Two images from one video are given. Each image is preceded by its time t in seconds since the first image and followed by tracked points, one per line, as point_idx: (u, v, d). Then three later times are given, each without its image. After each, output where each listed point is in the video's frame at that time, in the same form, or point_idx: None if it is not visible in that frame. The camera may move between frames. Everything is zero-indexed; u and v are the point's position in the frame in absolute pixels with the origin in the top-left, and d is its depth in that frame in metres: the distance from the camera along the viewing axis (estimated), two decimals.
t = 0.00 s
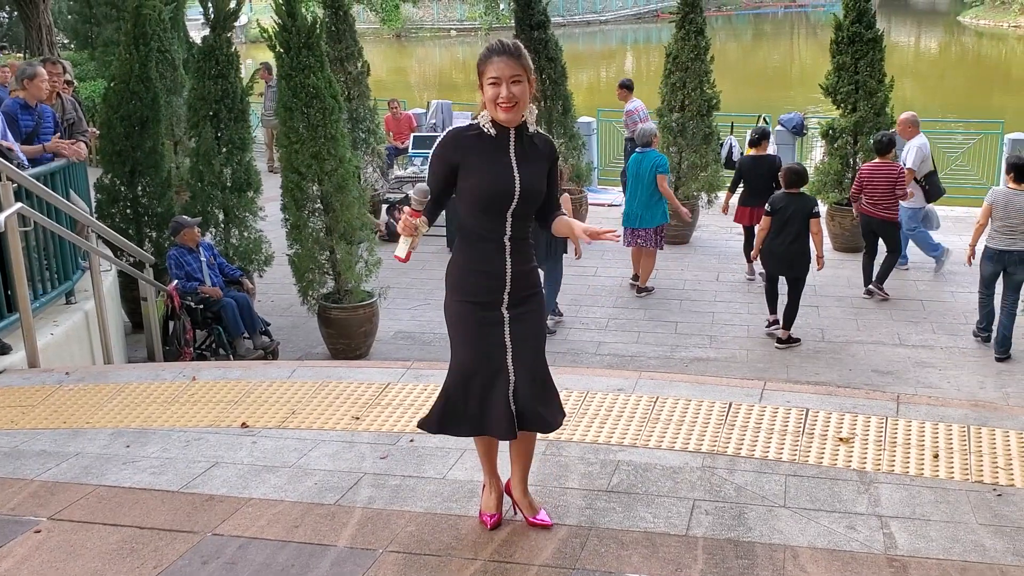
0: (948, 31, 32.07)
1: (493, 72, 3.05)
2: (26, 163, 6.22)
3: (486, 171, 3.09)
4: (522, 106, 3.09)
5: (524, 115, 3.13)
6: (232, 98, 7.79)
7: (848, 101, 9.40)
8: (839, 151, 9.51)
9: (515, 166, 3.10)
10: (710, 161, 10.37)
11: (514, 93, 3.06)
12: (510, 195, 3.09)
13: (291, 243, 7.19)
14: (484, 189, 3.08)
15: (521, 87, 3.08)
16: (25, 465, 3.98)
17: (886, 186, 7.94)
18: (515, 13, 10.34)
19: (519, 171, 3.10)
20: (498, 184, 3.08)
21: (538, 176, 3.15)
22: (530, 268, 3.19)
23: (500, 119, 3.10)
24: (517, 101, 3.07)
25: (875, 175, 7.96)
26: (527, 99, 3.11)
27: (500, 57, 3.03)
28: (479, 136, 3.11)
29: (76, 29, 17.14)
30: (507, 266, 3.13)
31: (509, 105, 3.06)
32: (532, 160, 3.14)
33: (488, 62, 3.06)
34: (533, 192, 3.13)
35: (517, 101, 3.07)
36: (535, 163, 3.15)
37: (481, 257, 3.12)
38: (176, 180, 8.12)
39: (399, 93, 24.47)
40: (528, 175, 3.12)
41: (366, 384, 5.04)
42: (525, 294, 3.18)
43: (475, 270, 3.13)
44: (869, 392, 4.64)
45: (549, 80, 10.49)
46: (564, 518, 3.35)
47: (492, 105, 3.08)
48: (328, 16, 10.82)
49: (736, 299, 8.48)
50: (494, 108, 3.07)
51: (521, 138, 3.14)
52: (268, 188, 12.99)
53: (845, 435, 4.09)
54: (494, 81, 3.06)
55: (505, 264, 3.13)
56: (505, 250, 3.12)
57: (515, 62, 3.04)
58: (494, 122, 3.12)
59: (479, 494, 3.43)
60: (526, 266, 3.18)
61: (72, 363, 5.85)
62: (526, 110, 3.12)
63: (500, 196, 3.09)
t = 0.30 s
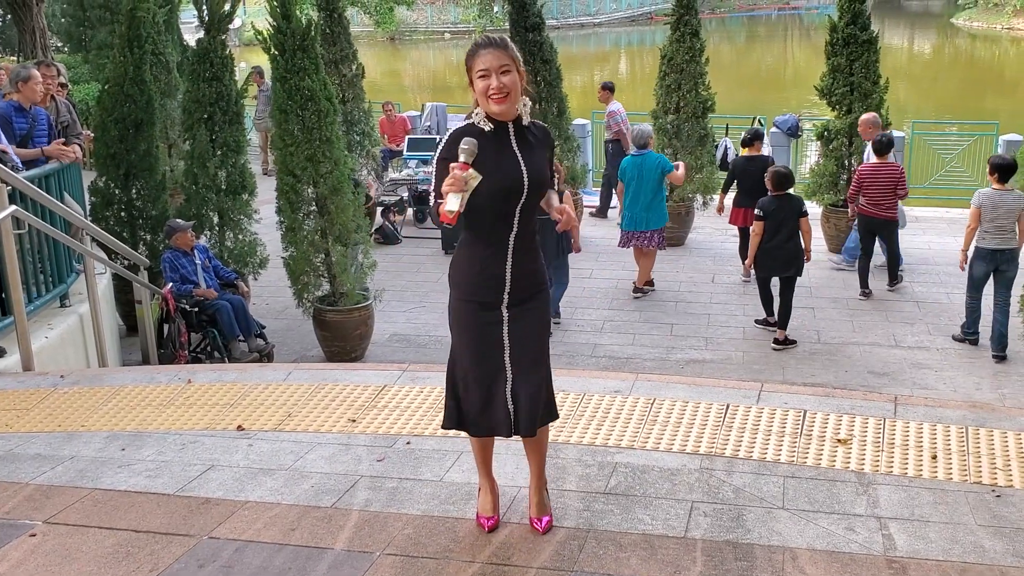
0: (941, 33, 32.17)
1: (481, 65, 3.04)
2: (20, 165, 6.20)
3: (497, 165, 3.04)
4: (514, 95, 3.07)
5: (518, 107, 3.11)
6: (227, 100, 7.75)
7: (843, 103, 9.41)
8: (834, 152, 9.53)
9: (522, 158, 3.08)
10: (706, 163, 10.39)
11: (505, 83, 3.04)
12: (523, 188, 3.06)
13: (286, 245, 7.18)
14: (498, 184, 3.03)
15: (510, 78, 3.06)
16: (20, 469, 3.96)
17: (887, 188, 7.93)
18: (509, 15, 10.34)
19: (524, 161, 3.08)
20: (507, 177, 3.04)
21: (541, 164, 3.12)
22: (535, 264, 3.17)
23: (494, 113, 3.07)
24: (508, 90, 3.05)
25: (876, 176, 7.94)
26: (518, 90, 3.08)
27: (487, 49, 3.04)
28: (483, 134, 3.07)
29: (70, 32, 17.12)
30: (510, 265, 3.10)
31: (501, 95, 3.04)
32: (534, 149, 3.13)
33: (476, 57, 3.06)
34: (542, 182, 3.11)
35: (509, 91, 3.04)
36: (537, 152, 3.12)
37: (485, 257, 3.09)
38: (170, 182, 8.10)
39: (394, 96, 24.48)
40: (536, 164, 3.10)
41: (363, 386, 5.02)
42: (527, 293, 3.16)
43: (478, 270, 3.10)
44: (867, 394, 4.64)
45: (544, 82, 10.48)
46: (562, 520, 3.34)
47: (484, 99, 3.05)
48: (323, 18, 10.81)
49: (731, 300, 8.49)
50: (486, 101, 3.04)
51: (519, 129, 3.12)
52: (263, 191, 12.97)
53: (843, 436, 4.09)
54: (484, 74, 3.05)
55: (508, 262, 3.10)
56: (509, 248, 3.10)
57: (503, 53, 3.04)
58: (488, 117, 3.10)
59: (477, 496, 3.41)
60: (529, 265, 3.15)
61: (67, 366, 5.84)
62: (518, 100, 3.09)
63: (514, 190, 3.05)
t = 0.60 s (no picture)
0: (936, 35, 32.20)
1: (479, 69, 3.01)
2: (14, 164, 6.16)
3: (490, 172, 3.05)
4: (513, 100, 3.03)
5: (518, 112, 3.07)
6: (223, 100, 7.72)
7: (839, 102, 9.41)
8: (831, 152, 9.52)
9: (517, 161, 3.05)
10: (703, 163, 10.37)
11: (502, 87, 3.01)
12: (518, 190, 3.03)
13: (282, 245, 7.15)
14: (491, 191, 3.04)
15: (510, 83, 3.04)
16: (14, 468, 3.93)
17: (900, 184, 7.96)
18: (506, 14, 10.32)
19: (520, 165, 3.05)
20: (502, 183, 3.03)
21: (542, 166, 3.07)
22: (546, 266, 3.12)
23: (491, 117, 3.05)
24: (507, 95, 3.02)
25: (889, 171, 7.94)
26: (517, 94, 3.06)
27: (485, 53, 3.00)
28: (475, 142, 3.09)
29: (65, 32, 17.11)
30: (514, 263, 3.06)
31: (498, 101, 3.01)
32: (536, 147, 3.08)
33: (475, 60, 3.03)
34: (541, 181, 3.05)
35: (507, 96, 3.01)
36: (538, 155, 3.07)
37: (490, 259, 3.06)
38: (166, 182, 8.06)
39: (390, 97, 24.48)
40: (533, 164, 3.05)
41: (359, 385, 5.00)
42: (534, 295, 3.11)
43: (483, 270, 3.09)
44: (865, 392, 4.63)
45: (540, 82, 10.46)
46: (560, 519, 3.32)
47: (482, 103, 3.04)
48: (319, 18, 10.80)
49: (728, 300, 8.47)
50: (483, 106, 3.03)
51: (517, 133, 3.09)
52: (259, 191, 12.95)
53: (842, 435, 4.07)
54: (482, 78, 3.02)
55: (512, 262, 3.06)
56: (514, 248, 3.06)
57: (501, 57, 3.01)
58: (484, 122, 3.09)
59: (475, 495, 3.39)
60: (537, 267, 3.10)
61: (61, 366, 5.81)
62: (518, 103, 3.06)
63: (509, 195, 3.03)
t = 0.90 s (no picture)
0: (935, 36, 32.22)
1: (482, 65, 2.99)
2: (9, 163, 6.14)
3: (470, 177, 3.06)
4: (507, 101, 3.00)
5: (510, 112, 3.03)
6: (220, 100, 7.72)
7: (838, 102, 9.40)
8: (829, 152, 9.51)
9: (494, 167, 3.01)
10: (701, 163, 10.35)
11: (500, 87, 2.98)
12: (491, 196, 3.01)
13: (279, 244, 7.13)
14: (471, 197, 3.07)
15: (510, 83, 3.01)
16: (7, 468, 3.91)
17: (913, 181, 8.05)
18: (503, 14, 10.30)
19: (498, 170, 3.00)
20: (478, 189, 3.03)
21: (522, 170, 2.99)
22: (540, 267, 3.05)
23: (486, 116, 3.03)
24: (503, 96, 2.99)
25: (904, 169, 8.02)
26: (516, 95, 3.03)
27: (492, 50, 2.98)
28: (465, 144, 3.10)
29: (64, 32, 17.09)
30: (501, 260, 3.05)
31: (494, 99, 2.98)
32: (519, 150, 3.00)
33: (478, 55, 3.01)
34: (513, 188, 2.99)
35: (504, 96, 2.99)
36: (520, 159, 2.99)
37: (479, 256, 3.07)
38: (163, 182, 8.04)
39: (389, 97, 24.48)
40: (508, 171, 2.99)
41: (355, 385, 4.98)
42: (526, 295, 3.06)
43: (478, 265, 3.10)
44: (862, 392, 4.61)
45: (538, 81, 10.45)
46: (555, 519, 3.30)
47: (478, 100, 3.01)
48: (316, 18, 10.79)
49: (726, 300, 8.45)
50: (478, 103, 3.01)
51: (503, 134, 3.02)
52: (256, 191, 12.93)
53: (839, 435, 4.05)
54: (483, 74, 2.99)
55: (499, 262, 3.06)
56: (501, 246, 3.05)
57: (505, 56, 2.98)
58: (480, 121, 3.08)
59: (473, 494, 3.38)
60: (530, 267, 3.05)
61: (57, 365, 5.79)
62: (513, 106, 3.03)
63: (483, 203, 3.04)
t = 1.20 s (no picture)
0: (936, 36, 32.22)
1: (485, 53, 2.97)
2: (8, 163, 6.13)
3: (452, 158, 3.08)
4: (500, 94, 2.97)
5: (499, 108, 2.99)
6: (219, 100, 7.72)
7: (837, 102, 9.39)
8: (829, 152, 9.49)
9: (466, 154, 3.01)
10: (701, 163, 10.35)
11: (497, 79, 2.96)
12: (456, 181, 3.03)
13: (278, 244, 7.13)
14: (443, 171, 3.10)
15: (509, 77, 2.98)
16: (4, 467, 3.90)
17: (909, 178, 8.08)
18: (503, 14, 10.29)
19: (468, 161, 3.00)
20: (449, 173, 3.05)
21: (485, 169, 2.97)
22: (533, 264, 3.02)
23: (478, 104, 3.00)
24: (497, 87, 2.96)
25: (902, 168, 8.06)
26: (512, 89, 3.00)
27: (498, 41, 2.96)
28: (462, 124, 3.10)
29: (63, 32, 17.08)
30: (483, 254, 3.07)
31: (489, 89, 2.96)
32: (491, 150, 2.97)
33: (484, 43, 2.98)
34: (477, 185, 2.98)
35: (498, 89, 2.96)
36: (487, 158, 2.96)
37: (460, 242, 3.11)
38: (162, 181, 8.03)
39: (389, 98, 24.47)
40: (476, 165, 2.98)
41: (353, 385, 4.97)
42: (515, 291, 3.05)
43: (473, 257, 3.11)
44: (861, 393, 4.61)
45: (537, 81, 10.46)
46: (553, 519, 3.29)
47: (475, 86, 3.00)
48: (316, 18, 10.79)
49: (726, 301, 8.44)
50: (474, 89, 2.99)
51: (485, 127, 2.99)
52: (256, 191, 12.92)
53: (837, 436, 4.05)
54: (484, 62, 2.98)
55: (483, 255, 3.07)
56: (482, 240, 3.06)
57: (509, 50, 2.96)
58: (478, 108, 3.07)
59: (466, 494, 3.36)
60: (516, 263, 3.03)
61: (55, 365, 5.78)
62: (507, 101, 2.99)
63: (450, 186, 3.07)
